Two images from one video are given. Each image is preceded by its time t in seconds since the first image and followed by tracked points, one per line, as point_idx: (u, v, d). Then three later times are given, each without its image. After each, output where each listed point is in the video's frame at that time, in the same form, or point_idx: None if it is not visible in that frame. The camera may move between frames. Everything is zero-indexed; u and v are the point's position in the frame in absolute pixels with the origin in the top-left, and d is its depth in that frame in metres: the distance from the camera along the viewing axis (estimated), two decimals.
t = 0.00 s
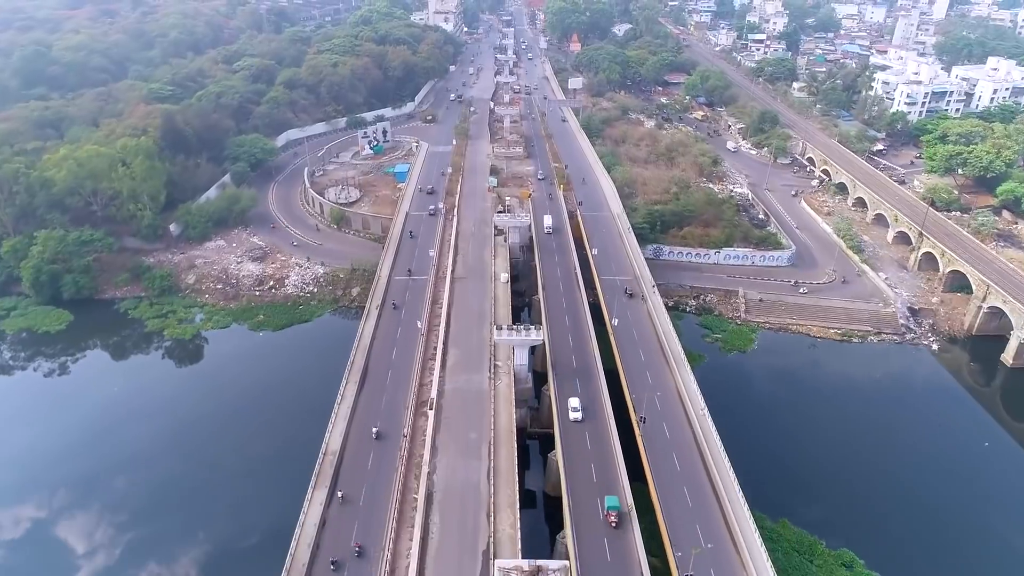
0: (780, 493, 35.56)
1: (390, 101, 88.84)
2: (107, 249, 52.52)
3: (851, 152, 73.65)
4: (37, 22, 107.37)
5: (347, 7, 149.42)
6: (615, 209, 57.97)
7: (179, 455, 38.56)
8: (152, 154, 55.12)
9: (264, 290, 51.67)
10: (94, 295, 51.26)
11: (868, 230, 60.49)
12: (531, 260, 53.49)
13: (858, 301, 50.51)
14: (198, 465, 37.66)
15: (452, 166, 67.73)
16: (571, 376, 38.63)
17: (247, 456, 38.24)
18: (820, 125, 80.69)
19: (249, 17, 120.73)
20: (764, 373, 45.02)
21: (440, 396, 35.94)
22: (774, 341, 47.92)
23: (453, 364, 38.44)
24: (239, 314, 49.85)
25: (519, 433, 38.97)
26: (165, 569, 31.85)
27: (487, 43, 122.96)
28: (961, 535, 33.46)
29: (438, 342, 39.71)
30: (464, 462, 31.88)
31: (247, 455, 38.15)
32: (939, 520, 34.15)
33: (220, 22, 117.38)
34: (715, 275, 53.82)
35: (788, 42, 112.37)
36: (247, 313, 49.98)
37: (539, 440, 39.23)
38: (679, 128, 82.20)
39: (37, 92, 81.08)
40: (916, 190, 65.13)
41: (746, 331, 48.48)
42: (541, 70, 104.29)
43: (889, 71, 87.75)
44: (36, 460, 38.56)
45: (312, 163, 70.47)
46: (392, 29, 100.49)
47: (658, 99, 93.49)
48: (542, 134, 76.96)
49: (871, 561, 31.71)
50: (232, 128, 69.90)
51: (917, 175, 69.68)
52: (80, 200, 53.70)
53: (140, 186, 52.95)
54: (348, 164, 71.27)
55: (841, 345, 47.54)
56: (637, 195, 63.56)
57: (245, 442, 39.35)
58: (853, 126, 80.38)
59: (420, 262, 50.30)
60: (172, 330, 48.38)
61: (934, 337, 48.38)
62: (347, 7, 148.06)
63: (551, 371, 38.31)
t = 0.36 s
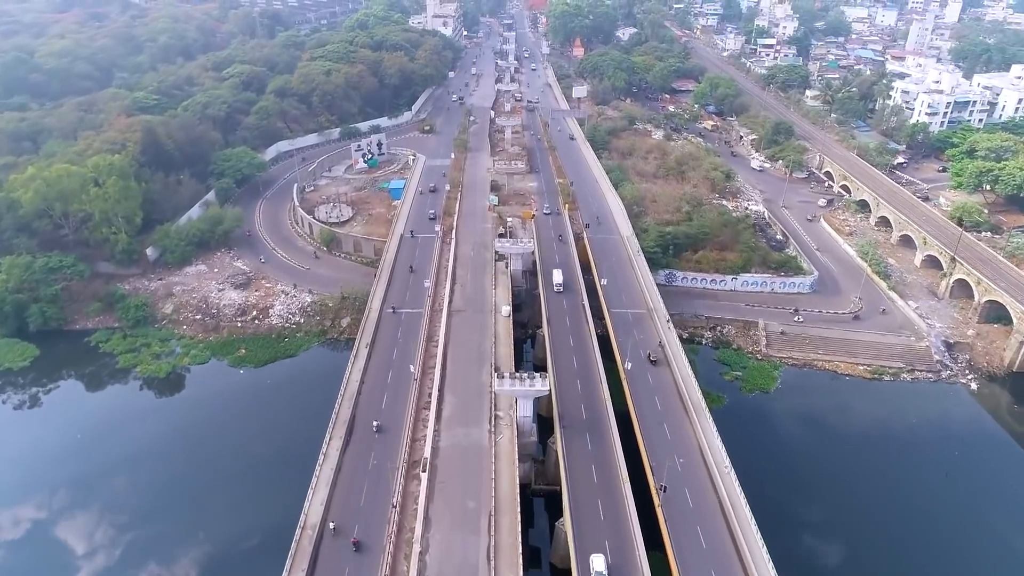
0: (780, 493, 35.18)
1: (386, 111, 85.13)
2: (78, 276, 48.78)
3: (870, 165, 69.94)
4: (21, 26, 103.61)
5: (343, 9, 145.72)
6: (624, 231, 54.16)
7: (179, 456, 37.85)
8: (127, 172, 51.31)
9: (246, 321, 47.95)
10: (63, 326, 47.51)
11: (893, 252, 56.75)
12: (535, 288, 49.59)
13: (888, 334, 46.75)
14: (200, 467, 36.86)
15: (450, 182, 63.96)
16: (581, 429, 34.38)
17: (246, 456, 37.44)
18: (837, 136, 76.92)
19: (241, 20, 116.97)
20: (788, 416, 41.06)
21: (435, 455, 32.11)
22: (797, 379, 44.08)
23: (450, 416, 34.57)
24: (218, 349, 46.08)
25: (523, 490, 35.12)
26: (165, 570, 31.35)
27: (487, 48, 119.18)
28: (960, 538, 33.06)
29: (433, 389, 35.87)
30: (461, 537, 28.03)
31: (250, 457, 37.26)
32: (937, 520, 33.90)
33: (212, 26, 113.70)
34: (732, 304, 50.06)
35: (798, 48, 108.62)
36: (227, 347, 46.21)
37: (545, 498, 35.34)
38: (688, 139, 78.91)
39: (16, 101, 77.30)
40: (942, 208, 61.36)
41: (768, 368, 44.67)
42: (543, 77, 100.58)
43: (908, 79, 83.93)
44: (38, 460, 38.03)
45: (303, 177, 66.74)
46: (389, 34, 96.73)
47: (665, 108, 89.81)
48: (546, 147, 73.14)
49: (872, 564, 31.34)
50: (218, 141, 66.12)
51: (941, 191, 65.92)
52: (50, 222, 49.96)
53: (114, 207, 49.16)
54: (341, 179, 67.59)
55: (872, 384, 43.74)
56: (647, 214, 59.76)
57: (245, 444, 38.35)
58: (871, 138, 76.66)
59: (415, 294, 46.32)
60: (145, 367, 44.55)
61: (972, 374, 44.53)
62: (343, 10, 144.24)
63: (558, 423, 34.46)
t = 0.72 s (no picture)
0: (781, 494, 34.98)
1: (381, 120, 81.62)
2: (46, 306, 45.26)
3: (890, 179, 66.48)
4: (4, 30, 100.01)
5: (339, 13, 142.30)
6: (633, 255, 50.51)
7: (178, 458, 37.40)
8: (100, 194, 47.74)
9: (227, 356, 44.44)
10: (28, 361, 44.04)
11: (920, 276, 53.19)
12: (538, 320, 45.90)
13: (921, 371, 43.15)
14: (200, 468, 36.53)
15: (447, 200, 60.39)
16: (592, 493, 30.80)
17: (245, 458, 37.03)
18: (853, 148, 73.37)
19: (233, 25, 113.48)
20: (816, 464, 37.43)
21: (428, 526, 28.48)
22: (824, 422, 40.46)
23: (445, 477, 30.94)
24: (195, 387, 42.46)
25: (526, 557, 31.43)
26: (164, 571, 30.91)
27: (487, 53, 115.62)
28: (964, 542, 32.54)
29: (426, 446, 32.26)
30: None
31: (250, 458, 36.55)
32: (938, 521, 33.63)
33: (202, 31, 110.20)
34: (751, 335, 46.47)
35: (808, 53, 105.12)
36: (205, 385, 42.63)
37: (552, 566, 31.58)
38: (696, 150, 75.39)
39: None
40: (970, 227, 57.79)
41: (793, 411, 41.03)
42: (544, 85, 97.06)
43: (927, 87, 80.34)
44: (39, 462, 38.00)
45: (292, 193, 63.24)
46: (385, 40, 93.21)
47: (672, 117, 86.33)
48: (549, 161, 69.59)
49: (872, 563, 31.07)
50: (202, 155, 62.54)
51: (967, 208, 62.36)
52: (16, 248, 46.43)
53: (84, 232, 45.57)
54: (332, 195, 64.07)
55: (906, 427, 40.16)
56: (657, 234, 56.11)
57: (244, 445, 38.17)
58: (889, 150, 73.18)
59: (408, 330, 42.57)
60: (115, 409, 40.83)
61: (1014, 416, 40.84)
62: (339, 14, 140.72)
63: (565, 485, 30.87)
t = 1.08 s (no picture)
0: (786, 498, 35.25)
1: (377, 131, 78.05)
2: (7, 343, 41.72)
3: (913, 195, 62.80)
4: None
5: (336, 16, 138.79)
6: (645, 283, 46.83)
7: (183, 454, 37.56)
8: (67, 218, 44.16)
9: (203, 397, 40.81)
10: None
11: (952, 304, 49.53)
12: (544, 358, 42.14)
13: (960, 415, 39.45)
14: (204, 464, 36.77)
15: (445, 219, 56.77)
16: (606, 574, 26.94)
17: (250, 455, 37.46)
18: (872, 161, 69.73)
19: (225, 29, 109.90)
20: (851, 525, 33.75)
21: None
22: (857, 475, 36.81)
23: (438, 554, 27.30)
24: (167, 434, 38.73)
25: None
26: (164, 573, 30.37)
27: (487, 59, 112.07)
28: (975, 558, 32.05)
29: (418, 515, 28.56)
30: None
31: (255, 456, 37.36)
32: (948, 533, 33.35)
33: (193, 36, 106.72)
34: (773, 374, 42.81)
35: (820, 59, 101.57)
36: (178, 432, 38.92)
37: None
38: (707, 163, 72.24)
39: None
40: (1003, 250, 54.11)
41: (822, 461, 37.40)
42: (546, 93, 93.47)
43: (948, 97, 76.66)
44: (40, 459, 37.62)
45: (280, 212, 59.72)
46: (380, 46, 89.65)
47: (680, 127, 82.82)
48: (552, 176, 65.92)
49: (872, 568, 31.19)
50: (185, 171, 58.97)
51: (996, 227, 58.74)
52: None
53: (48, 261, 41.97)
54: (323, 213, 60.52)
55: (947, 481, 36.47)
56: (669, 258, 52.46)
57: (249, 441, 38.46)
58: (910, 163, 69.54)
59: (399, 371, 38.78)
60: (77, 460, 36.98)
61: None
62: (335, 17, 137.11)
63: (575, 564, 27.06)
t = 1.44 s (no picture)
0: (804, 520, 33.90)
1: (371, 143, 74.65)
2: None
3: (937, 212, 59.24)
4: None
5: (331, 19, 135.25)
6: (656, 314, 43.34)
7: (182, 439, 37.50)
8: (30, 247, 40.84)
9: (174, 444, 37.35)
10: None
11: (985, 334, 46.03)
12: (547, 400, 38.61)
13: (1003, 465, 35.94)
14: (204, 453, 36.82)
15: (441, 240, 53.34)
16: None
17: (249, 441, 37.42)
18: (891, 175, 66.23)
19: (215, 33, 106.32)
20: None
21: None
22: (891, 533, 33.36)
23: None
24: (133, 487, 35.14)
25: None
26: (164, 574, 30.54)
27: (486, 64, 108.68)
28: None
29: None
30: None
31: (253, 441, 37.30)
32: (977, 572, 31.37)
33: (182, 41, 103.26)
34: (797, 416, 39.38)
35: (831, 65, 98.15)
36: (145, 483, 35.36)
37: None
38: (717, 176, 69.07)
39: None
40: None
41: (852, 516, 33.92)
42: (548, 101, 90.09)
43: (970, 106, 73.13)
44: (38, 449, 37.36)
45: (266, 231, 56.35)
46: (376, 52, 86.22)
47: (687, 138, 79.49)
48: (555, 192, 62.49)
49: None
50: (165, 188, 55.60)
51: None
52: None
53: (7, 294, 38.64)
54: (312, 233, 57.10)
55: (992, 541, 32.92)
56: (680, 283, 49.00)
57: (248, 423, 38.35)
58: (931, 177, 66.12)
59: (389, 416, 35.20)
60: (32, 518, 33.34)
61: None
62: (330, 21, 133.44)
63: None
